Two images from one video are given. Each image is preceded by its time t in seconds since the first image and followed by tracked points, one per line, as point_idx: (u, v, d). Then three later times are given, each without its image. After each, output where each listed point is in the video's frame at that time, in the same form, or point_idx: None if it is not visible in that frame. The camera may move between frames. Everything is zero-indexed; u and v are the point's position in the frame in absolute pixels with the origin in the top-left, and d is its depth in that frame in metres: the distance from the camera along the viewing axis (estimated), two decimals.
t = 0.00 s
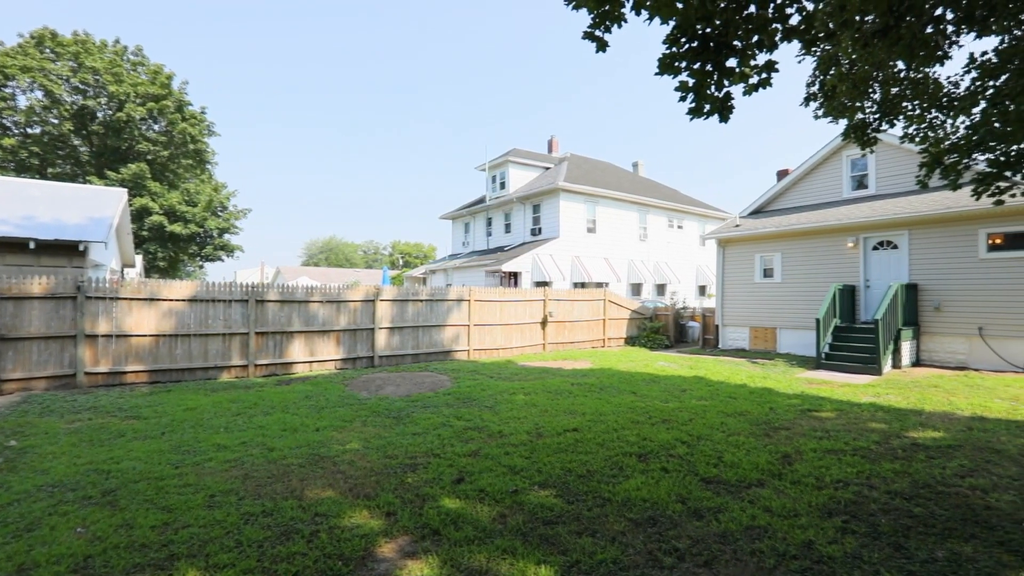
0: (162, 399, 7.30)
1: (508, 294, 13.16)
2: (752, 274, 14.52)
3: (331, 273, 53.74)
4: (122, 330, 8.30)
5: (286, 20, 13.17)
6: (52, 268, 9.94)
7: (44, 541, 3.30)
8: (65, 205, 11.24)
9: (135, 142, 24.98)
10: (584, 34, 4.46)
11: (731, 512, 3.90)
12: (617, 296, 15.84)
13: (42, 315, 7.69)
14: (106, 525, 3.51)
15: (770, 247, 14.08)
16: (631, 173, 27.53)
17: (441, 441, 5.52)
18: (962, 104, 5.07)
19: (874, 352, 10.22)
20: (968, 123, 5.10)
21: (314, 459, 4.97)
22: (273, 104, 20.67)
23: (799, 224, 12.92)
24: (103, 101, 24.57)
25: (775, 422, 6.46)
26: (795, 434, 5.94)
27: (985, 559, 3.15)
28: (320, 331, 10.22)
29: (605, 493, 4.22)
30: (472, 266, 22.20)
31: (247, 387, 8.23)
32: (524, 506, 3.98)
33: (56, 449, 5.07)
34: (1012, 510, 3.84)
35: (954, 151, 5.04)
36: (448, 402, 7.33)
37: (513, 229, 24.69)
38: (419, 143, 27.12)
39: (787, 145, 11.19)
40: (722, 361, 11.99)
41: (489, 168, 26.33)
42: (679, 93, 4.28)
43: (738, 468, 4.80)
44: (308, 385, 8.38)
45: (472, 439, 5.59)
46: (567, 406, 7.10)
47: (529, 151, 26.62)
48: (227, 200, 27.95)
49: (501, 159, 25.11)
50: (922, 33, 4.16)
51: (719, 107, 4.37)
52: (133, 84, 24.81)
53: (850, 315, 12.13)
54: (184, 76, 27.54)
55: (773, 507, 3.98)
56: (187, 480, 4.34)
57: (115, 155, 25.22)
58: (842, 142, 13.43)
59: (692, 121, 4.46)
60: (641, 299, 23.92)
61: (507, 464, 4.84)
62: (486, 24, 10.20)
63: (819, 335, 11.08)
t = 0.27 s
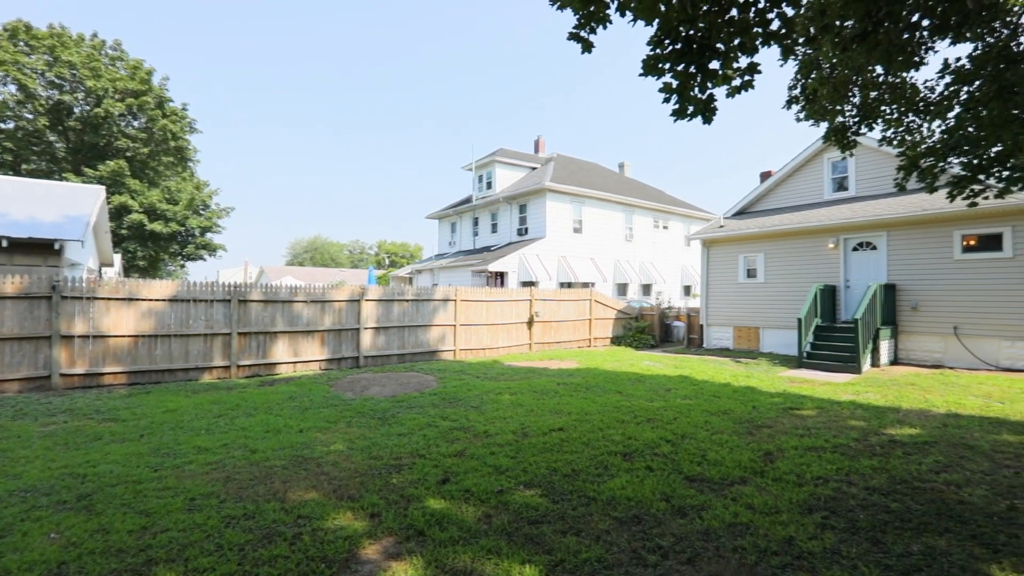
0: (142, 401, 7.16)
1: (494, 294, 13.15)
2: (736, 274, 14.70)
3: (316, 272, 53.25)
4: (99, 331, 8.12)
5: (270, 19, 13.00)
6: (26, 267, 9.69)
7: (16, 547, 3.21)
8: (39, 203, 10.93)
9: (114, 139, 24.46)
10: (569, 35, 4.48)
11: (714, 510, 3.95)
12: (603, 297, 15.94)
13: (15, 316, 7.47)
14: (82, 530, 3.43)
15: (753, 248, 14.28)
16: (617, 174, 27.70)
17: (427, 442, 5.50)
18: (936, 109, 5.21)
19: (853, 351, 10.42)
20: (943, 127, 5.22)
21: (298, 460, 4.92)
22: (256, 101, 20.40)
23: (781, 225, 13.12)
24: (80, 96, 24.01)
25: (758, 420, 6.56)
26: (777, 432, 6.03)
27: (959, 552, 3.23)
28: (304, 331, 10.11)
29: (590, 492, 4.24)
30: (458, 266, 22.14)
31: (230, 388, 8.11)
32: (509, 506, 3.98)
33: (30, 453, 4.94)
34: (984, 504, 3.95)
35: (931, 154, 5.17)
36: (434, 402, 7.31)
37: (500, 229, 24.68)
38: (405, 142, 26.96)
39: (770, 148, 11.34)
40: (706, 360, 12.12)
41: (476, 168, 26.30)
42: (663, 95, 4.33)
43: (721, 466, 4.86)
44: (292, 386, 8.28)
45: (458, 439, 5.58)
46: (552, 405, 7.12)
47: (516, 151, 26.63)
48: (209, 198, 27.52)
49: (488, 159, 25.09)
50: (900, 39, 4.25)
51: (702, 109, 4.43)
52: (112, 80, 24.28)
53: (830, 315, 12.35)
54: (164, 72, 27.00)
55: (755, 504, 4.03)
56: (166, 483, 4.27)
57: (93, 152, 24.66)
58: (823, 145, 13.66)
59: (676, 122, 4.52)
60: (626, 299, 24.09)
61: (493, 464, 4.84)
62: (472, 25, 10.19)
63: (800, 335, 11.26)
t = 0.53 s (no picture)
0: (119, 403, 7.00)
1: (480, 294, 13.13)
2: (720, 275, 14.87)
3: (300, 272, 52.64)
4: (75, 332, 7.93)
5: (253, 17, 12.82)
6: None
7: None
8: (10, 201, 10.59)
9: (91, 135, 23.91)
10: (553, 34, 4.50)
11: (697, 507, 3.99)
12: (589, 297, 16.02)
13: None
14: (55, 536, 3.35)
15: (737, 249, 14.45)
16: (604, 175, 27.84)
17: (412, 442, 5.47)
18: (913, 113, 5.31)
19: (834, 350, 10.61)
20: (920, 131, 5.33)
21: (281, 462, 4.85)
22: (239, 99, 20.11)
23: (765, 226, 13.30)
24: (56, 91, 23.41)
25: (741, 418, 6.64)
26: (760, 430, 6.11)
27: (934, 546, 3.31)
28: (288, 331, 9.99)
29: (575, 491, 4.25)
30: (445, 266, 22.04)
31: (212, 390, 7.98)
32: (494, 506, 3.98)
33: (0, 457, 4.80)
34: (958, 498, 4.05)
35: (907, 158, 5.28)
36: (420, 402, 7.28)
37: (486, 229, 24.64)
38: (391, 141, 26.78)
39: (753, 150, 11.50)
40: (691, 359, 12.23)
41: (463, 168, 26.25)
42: (647, 96, 4.37)
43: (705, 464, 4.91)
44: (276, 387, 8.17)
45: (443, 439, 5.56)
46: (538, 405, 7.14)
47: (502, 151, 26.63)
48: (190, 196, 27.06)
49: (474, 159, 25.06)
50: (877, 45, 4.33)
51: (686, 110, 4.47)
52: (89, 75, 23.73)
53: (812, 314, 12.57)
54: (144, 68, 26.46)
55: (738, 501, 4.08)
56: (145, 486, 4.18)
57: (69, 148, 24.07)
58: (805, 148, 13.90)
59: (660, 123, 4.57)
60: (613, 299, 24.23)
61: (478, 464, 4.83)
62: (458, 25, 10.22)
63: (783, 334, 11.42)
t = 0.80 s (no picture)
0: (95, 406, 6.84)
1: (466, 294, 13.11)
2: (705, 275, 15.04)
3: (284, 271, 51.96)
4: (50, 332, 7.73)
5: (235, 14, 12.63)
6: None
7: None
8: None
9: (67, 131, 23.32)
10: (538, 35, 4.50)
11: (681, 505, 4.03)
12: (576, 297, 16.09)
13: None
14: (26, 543, 3.26)
15: (721, 249, 14.62)
16: (590, 175, 27.98)
17: (397, 443, 5.44)
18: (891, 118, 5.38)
19: (815, 349, 10.80)
20: (897, 134, 5.45)
21: (263, 464, 4.78)
22: (221, 97, 19.77)
23: (749, 227, 13.48)
24: (30, 85, 22.79)
25: (724, 417, 6.71)
26: (743, 428, 6.19)
27: (910, 540, 3.38)
28: (271, 331, 9.86)
29: (560, 491, 4.26)
30: (431, 266, 21.93)
31: (192, 391, 7.83)
32: (479, 506, 3.97)
33: None
34: (933, 493, 4.15)
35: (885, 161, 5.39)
36: (406, 402, 7.25)
37: (473, 229, 24.59)
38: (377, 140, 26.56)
39: (737, 152, 11.64)
40: (676, 359, 12.34)
41: (449, 167, 26.18)
42: (631, 97, 4.40)
43: (689, 462, 4.96)
44: (259, 388, 8.07)
45: (429, 439, 5.55)
46: (524, 405, 7.14)
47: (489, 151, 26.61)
48: (171, 194, 26.63)
49: (461, 158, 25.00)
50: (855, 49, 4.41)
51: (670, 112, 4.51)
52: (65, 69, 23.15)
53: (794, 314, 12.78)
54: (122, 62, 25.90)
55: (721, 499, 4.13)
56: (121, 491, 4.09)
57: (44, 144, 23.44)
58: (786, 150, 14.12)
59: (645, 124, 4.60)
60: (599, 299, 24.35)
61: (464, 464, 4.82)
62: (443, 25, 10.22)
63: (766, 334, 11.58)
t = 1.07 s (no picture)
0: (72, 408, 6.68)
1: (452, 293, 13.08)
2: (690, 275, 15.19)
3: (268, 271, 51.23)
4: (24, 333, 7.53)
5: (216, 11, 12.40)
6: None
7: None
8: None
9: (42, 126, 22.63)
10: (523, 35, 4.51)
11: (664, 503, 4.07)
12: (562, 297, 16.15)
13: None
14: None
15: (706, 250, 14.78)
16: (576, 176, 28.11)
17: (382, 444, 5.41)
18: (870, 121, 5.52)
19: (796, 349, 10.98)
20: (876, 137, 5.56)
21: (244, 466, 4.72)
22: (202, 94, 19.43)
23: (733, 228, 13.65)
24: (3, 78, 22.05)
25: (708, 415, 6.80)
26: (726, 427, 6.27)
27: (886, 535, 3.46)
28: (254, 332, 9.73)
29: (546, 490, 4.27)
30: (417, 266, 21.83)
31: (173, 393, 7.70)
32: (464, 506, 3.96)
33: None
34: (909, 489, 4.25)
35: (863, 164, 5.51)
36: (391, 403, 7.21)
37: (460, 229, 24.52)
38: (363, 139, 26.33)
39: (721, 154, 11.79)
40: (661, 358, 12.44)
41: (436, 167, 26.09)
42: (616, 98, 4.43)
43: (673, 461, 5.00)
44: (242, 389, 7.97)
45: (414, 440, 5.52)
46: (510, 405, 7.14)
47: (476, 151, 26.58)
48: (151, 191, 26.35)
49: (448, 158, 24.92)
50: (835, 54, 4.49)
51: (654, 113, 4.55)
52: (40, 62, 22.46)
53: (776, 314, 12.96)
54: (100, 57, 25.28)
55: (704, 496, 4.17)
56: (98, 495, 4.00)
57: (17, 139, 22.72)
58: (770, 152, 14.33)
59: (629, 125, 4.63)
60: (585, 299, 24.46)
61: (449, 465, 4.80)
62: (429, 24, 10.17)
63: (749, 333, 11.74)
